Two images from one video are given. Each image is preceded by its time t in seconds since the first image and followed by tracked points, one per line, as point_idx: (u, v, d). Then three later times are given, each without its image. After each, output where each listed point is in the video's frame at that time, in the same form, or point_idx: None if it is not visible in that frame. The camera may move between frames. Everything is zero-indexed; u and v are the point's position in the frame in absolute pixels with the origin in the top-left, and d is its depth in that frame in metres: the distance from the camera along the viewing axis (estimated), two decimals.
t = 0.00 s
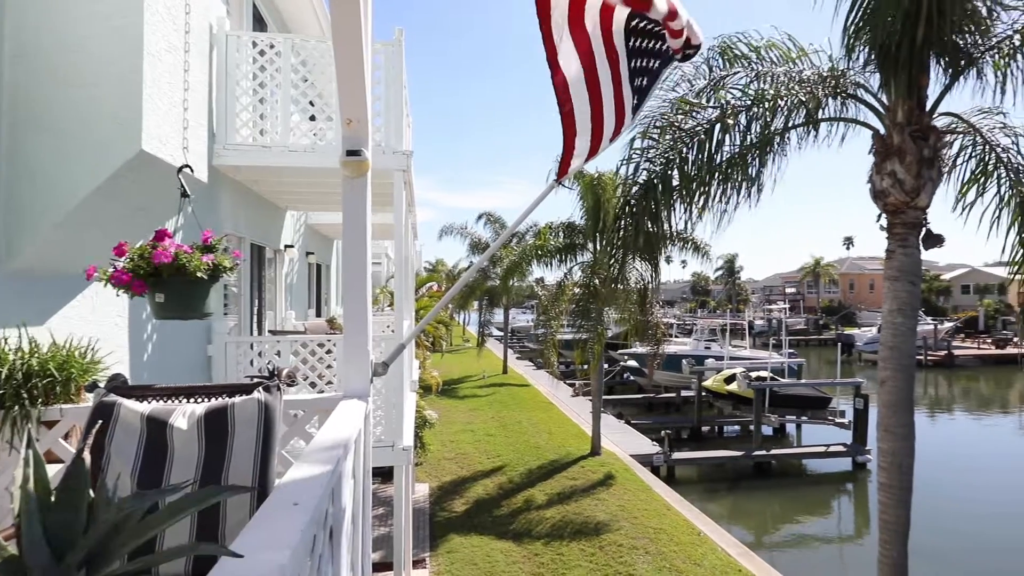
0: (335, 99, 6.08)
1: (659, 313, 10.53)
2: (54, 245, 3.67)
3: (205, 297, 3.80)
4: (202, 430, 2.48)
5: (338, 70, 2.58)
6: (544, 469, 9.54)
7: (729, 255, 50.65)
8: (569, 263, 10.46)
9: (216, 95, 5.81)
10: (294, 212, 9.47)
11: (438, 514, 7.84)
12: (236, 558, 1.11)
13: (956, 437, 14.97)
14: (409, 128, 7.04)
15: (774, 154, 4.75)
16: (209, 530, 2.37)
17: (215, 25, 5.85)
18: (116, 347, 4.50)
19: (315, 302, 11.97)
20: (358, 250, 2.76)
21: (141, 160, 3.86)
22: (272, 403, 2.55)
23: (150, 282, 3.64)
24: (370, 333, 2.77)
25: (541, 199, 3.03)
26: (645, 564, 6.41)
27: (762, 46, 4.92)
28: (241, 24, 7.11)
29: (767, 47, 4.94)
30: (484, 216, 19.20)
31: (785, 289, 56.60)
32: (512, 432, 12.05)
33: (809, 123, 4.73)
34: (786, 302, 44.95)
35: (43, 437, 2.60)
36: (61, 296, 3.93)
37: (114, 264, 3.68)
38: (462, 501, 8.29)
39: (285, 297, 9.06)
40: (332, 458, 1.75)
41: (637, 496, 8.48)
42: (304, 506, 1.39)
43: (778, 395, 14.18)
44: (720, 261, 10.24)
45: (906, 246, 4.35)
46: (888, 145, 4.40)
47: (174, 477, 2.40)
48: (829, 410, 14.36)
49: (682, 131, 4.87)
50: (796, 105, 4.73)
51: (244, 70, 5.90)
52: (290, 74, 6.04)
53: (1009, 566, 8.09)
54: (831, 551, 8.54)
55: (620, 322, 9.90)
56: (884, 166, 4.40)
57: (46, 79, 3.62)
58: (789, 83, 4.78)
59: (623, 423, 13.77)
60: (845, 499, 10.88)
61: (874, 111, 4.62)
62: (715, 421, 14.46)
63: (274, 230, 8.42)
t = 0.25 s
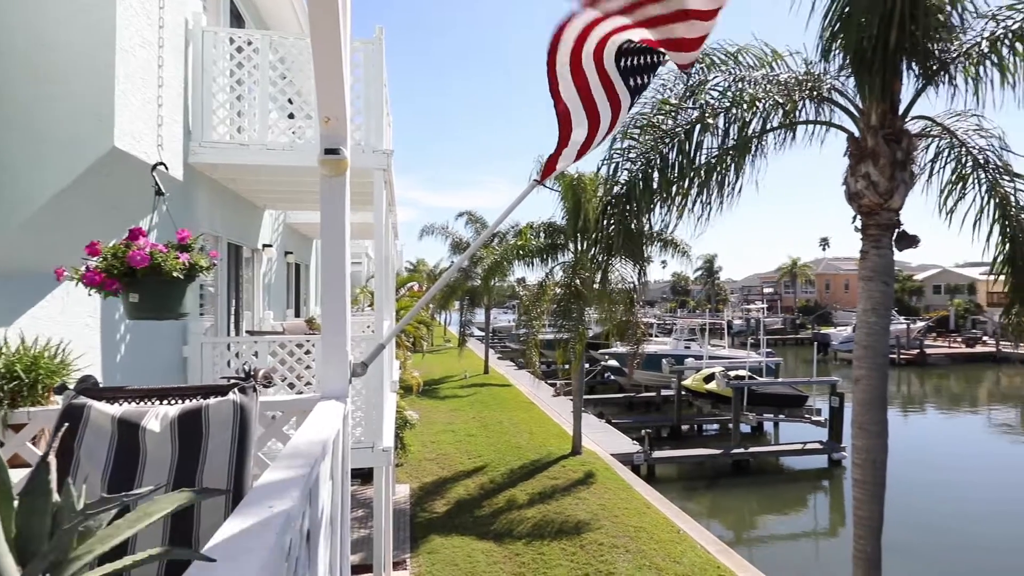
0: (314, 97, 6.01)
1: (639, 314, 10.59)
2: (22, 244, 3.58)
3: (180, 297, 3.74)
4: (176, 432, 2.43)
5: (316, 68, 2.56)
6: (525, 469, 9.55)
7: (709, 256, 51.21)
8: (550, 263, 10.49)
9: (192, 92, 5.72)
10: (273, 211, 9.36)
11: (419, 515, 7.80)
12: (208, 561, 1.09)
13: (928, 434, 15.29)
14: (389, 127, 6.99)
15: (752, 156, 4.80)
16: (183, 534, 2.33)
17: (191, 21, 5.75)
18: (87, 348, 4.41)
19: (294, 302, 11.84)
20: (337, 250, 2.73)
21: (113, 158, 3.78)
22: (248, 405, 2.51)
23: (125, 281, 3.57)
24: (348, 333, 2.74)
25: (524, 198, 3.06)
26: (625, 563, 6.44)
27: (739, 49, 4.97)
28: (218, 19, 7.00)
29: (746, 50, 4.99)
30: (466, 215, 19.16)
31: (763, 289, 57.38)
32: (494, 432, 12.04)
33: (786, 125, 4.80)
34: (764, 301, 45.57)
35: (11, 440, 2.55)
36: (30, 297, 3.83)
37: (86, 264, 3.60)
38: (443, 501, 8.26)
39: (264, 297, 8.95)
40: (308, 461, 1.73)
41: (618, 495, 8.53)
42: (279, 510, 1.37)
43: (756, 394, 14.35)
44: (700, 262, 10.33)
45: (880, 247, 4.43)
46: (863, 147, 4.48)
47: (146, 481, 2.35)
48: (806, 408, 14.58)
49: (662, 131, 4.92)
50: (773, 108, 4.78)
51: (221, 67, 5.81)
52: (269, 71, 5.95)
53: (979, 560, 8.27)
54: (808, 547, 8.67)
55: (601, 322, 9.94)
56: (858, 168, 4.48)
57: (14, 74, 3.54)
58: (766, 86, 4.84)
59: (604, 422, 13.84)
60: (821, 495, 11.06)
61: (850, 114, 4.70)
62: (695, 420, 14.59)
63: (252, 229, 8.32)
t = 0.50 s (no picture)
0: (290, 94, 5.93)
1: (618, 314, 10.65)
2: None
3: (152, 296, 3.66)
4: (145, 435, 2.38)
5: (291, 65, 2.52)
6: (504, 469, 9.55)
7: (686, 256, 51.77)
8: (529, 263, 10.52)
9: (165, 88, 5.61)
10: (248, 209, 9.23)
11: (397, 516, 7.76)
12: (174, 565, 1.07)
13: (898, 431, 15.64)
14: (367, 126, 6.92)
15: (729, 158, 4.86)
16: (152, 538, 2.29)
17: (163, 16, 5.64)
18: (55, 349, 4.30)
19: (270, 302, 11.68)
20: (312, 249, 2.69)
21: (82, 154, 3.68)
22: (220, 406, 2.47)
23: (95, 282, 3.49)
24: (324, 333, 2.71)
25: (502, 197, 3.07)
26: (604, 561, 6.47)
27: (715, 53, 5.02)
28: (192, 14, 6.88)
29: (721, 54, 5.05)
30: (445, 215, 19.10)
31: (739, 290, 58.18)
32: (472, 432, 12.02)
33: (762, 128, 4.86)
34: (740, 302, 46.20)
35: None
36: None
37: (55, 263, 3.50)
38: (421, 502, 8.22)
39: (239, 297, 8.81)
40: (281, 463, 1.70)
41: (596, 494, 8.57)
42: (252, 513, 1.35)
43: (732, 393, 14.52)
44: (677, 261, 10.42)
45: (852, 247, 4.51)
46: (835, 150, 4.57)
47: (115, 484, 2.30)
48: (781, 407, 14.80)
49: (642, 131, 5.00)
50: (749, 110, 4.84)
51: (195, 63, 5.71)
52: (244, 68, 5.86)
53: (948, 555, 8.46)
54: (782, 543, 8.80)
55: (579, 321, 9.98)
56: (831, 170, 4.56)
57: None
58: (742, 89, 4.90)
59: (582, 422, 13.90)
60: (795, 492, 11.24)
61: (823, 118, 4.78)
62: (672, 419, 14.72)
63: (226, 227, 8.19)
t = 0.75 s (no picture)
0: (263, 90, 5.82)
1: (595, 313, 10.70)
2: None
3: (122, 296, 3.57)
4: (111, 437, 2.32)
5: (264, 61, 2.48)
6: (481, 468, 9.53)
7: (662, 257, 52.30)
8: (507, 262, 10.52)
9: (134, 82, 5.47)
10: (221, 207, 9.06)
11: (373, 517, 7.69)
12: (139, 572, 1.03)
13: (867, 427, 16.01)
14: (343, 123, 6.84)
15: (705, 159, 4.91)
16: (118, 543, 2.23)
17: (132, 9, 5.50)
18: (18, 350, 4.17)
19: (244, 301, 11.50)
20: (286, 248, 2.65)
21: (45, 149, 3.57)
22: (189, 407, 2.42)
23: (63, 281, 3.38)
24: (297, 332, 2.67)
25: (480, 195, 3.05)
26: (581, 559, 6.50)
27: (690, 55, 5.08)
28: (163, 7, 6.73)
29: (697, 57, 5.11)
30: (422, 214, 19.00)
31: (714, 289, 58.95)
32: (450, 432, 11.98)
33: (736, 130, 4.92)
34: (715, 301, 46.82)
35: None
36: None
37: (19, 262, 3.37)
38: (399, 502, 8.16)
39: (211, 296, 8.65)
40: (252, 464, 1.67)
41: (574, 492, 8.60)
42: (220, 516, 1.32)
43: (707, 391, 14.70)
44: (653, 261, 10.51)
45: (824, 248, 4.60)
46: (807, 152, 4.65)
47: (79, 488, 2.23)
48: (754, 404, 15.03)
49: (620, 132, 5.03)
50: (725, 112, 4.89)
51: (165, 57, 5.58)
52: (216, 62, 5.74)
53: (915, 547, 8.67)
54: (756, 538, 8.94)
55: (557, 321, 10.00)
56: (803, 172, 4.64)
57: None
58: (717, 91, 4.96)
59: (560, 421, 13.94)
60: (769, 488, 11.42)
61: (796, 120, 4.86)
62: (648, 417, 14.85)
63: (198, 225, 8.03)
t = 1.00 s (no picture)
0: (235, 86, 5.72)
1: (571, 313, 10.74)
2: None
3: (85, 296, 3.47)
4: (73, 441, 2.26)
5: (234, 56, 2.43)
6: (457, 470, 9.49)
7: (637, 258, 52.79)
8: (484, 263, 10.51)
9: (100, 77, 5.33)
10: (191, 206, 8.88)
11: (348, 520, 7.61)
12: None
13: (836, 425, 16.36)
14: (317, 121, 6.75)
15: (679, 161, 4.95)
16: (78, 550, 2.17)
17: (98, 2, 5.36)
18: None
19: (215, 302, 11.29)
20: (257, 248, 2.60)
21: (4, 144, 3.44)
22: (155, 410, 2.36)
23: (23, 281, 3.27)
24: (269, 333, 2.62)
25: (455, 197, 3.03)
26: (557, 559, 6.52)
27: (663, 58, 5.12)
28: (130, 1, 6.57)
29: (671, 59, 5.15)
30: (398, 215, 18.89)
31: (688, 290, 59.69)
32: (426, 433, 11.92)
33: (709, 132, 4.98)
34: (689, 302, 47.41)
35: None
36: None
37: None
38: (374, 505, 8.08)
39: (180, 296, 8.47)
40: (221, 468, 1.63)
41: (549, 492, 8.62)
42: (186, 520, 1.28)
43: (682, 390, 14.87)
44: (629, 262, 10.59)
45: (794, 250, 4.68)
46: (779, 155, 4.73)
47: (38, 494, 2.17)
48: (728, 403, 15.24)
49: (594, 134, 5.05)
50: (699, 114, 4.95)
51: (132, 52, 5.45)
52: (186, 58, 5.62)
53: (882, 542, 8.89)
54: (729, 535, 9.06)
55: (533, 321, 10.02)
56: (774, 175, 4.72)
57: None
58: (691, 94, 5.01)
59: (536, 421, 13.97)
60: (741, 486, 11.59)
61: (767, 123, 4.93)
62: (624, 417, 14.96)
63: (167, 224, 7.86)
